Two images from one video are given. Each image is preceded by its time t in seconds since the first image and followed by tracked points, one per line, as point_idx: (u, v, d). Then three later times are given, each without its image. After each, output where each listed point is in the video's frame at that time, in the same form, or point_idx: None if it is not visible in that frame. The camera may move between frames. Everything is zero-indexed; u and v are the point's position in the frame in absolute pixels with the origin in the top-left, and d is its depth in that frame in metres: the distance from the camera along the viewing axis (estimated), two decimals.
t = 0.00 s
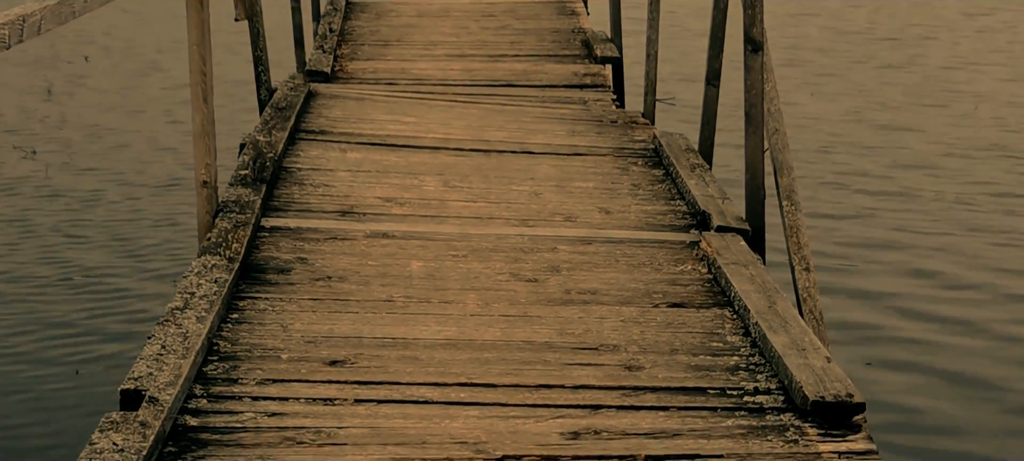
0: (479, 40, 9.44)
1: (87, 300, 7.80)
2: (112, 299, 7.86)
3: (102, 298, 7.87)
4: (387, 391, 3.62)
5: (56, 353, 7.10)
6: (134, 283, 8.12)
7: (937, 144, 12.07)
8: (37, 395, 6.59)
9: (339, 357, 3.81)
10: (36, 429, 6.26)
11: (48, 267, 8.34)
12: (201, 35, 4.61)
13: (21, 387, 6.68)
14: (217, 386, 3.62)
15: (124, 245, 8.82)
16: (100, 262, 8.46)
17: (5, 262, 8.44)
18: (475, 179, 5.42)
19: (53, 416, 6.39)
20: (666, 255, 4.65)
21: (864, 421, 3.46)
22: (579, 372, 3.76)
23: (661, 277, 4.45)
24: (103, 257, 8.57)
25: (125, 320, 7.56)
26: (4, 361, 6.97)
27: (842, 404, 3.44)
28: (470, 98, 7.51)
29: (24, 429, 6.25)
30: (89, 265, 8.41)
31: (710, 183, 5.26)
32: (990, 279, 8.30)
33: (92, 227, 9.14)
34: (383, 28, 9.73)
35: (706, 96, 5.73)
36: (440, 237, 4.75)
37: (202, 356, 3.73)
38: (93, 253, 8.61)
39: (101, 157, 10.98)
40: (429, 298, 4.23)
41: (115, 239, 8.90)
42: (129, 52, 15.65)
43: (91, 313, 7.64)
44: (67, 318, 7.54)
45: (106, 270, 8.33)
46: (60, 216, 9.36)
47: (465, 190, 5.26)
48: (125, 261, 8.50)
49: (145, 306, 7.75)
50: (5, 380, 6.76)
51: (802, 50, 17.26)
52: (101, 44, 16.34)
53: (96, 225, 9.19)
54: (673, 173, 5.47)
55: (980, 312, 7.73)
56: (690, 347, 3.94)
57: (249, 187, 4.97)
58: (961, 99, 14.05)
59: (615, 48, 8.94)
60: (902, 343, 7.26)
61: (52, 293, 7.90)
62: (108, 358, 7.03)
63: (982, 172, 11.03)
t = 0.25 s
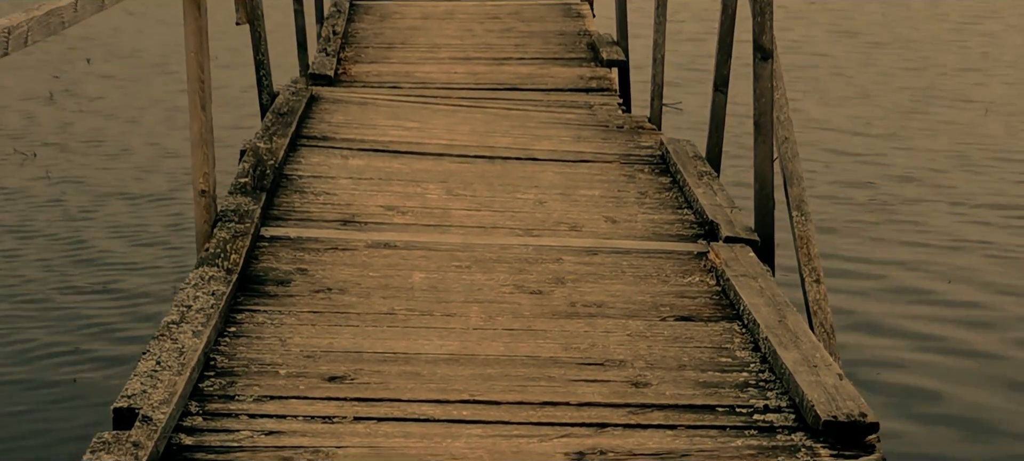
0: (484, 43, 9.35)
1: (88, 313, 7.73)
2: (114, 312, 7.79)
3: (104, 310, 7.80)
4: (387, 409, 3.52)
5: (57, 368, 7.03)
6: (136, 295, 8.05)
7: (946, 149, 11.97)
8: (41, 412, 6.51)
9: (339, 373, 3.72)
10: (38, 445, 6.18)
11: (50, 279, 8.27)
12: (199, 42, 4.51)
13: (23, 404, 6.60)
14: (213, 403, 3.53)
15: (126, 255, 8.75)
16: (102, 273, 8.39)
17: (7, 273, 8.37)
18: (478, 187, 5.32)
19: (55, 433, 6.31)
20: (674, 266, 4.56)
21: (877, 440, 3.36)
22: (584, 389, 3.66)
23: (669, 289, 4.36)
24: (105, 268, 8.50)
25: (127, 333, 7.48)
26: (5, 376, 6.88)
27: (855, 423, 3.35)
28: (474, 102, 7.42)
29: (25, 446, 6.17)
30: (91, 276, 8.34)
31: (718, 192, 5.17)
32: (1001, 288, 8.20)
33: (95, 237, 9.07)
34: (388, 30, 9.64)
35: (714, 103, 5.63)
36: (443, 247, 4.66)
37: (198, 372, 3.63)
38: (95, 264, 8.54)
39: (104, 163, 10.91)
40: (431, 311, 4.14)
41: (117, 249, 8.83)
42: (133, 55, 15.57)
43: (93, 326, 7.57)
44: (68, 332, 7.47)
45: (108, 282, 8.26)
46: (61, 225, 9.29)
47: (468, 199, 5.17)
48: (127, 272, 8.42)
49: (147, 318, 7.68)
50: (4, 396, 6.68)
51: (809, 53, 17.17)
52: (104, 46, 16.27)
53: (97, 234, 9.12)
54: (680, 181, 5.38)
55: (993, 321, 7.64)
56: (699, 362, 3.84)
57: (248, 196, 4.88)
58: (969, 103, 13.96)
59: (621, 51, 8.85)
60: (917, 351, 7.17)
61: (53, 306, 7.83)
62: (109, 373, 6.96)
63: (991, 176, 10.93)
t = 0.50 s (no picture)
0: (490, 46, 9.25)
1: (90, 325, 7.64)
2: (115, 323, 7.70)
3: (105, 321, 7.72)
4: (388, 429, 3.42)
5: (57, 381, 6.94)
6: (138, 305, 7.96)
7: (955, 156, 11.87)
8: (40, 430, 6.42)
9: (338, 390, 3.62)
10: None
11: (51, 288, 8.18)
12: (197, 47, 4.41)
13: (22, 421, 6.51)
14: (209, 422, 3.43)
15: (128, 265, 8.67)
16: (103, 284, 8.30)
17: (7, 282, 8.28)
18: (483, 195, 5.22)
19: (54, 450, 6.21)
20: (682, 278, 4.45)
21: None
22: (591, 407, 3.56)
23: (677, 302, 4.26)
24: (107, 278, 8.41)
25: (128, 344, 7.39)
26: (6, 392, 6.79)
27: (869, 444, 3.24)
28: (480, 107, 7.32)
29: None
30: (92, 286, 8.25)
31: (727, 200, 5.07)
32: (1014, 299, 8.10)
33: (97, 246, 8.99)
34: (393, 33, 9.54)
35: (723, 109, 5.52)
36: (447, 258, 4.56)
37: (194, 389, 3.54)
38: (97, 274, 8.45)
39: (108, 169, 10.82)
40: (434, 326, 4.04)
41: (120, 259, 8.74)
42: (137, 59, 15.48)
43: (94, 337, 7.48)
44: (69, 344, 7.38)
45: (110, 292, 8.17)
46: (63, 234, 9.20)
47: (472, 208, 5.06)
48: (129, 282, 8.34)
49: (148, 330, 7.59)
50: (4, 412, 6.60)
51: (818, 58, 17.07)
52: (109, 49, 16.19)
53: (99, 244, 9.03)
54: (689, 189, 5.28)
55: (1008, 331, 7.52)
56: (708, 379, 3.74)
57: (248, 205, 4.78)
58: (980, 108, 13.84)
59: (628, 54, 8.75)
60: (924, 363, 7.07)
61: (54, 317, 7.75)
62: (110, 385, 6.87)
63: (1003, 184, 10.82)
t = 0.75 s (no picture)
0: (498, 48, 9.15)
1: (94, 339, 7.56)
2: (120, 336, 7.63)
3: (110, 335, 7.64)
4: (390, 448, 3.32)
5: (62, 397, 6.87)
6: (142, 317, 7.87)
7: (967, 161, 11.77)
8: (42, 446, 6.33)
9: (339, 408, 3.51)
10: None
11: (55, 300, 8.10)
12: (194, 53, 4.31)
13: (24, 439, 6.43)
14: (206, 441, 3.33)
15: (133, 275, 8.59)
16: (107, 295, 8.22)
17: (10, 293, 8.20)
18: (489, 203, 5.12)
19: None
20: (693, 289, 4.35)
21: None
22: (599, 425, 3.46)
23: (688, 314, 4.15)
24: (111, 289, 8.33)
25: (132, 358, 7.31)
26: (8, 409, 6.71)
27: None
28: (487, 111, 7.21)
29: None
30: (96, 298, 8.17)
31: (738, 208, 4.96)
32: None
33: (102, 255, 8.91)
34: (399, 35, 9.44)
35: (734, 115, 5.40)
36: (452, 269, 4.45)
37: (191, 407, 3.44)
38: (101, 285, 8.37)
39: (114, 175, 10.74)
40: (438, 339, 3.93)
41: (125, 269, 8.67)
42: (144, 62, 15.40)
43: (98, 351, 7.40)
44: (72, 358, 7.30)
45: (114, 304, 8.09)
46: (68, 242, 9.12)
47: (478, 216, 4.96)
48: (134, 293, 8.26)
49: (152, 342, 7.51)
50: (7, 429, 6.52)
51: (828, 61, 16.96)
52: (117, 51, 16.11)
53: (104, 253, 8.95)
54: (699, 197, 5.17)
55: None
56: (720, 395, 3.63)
57: (249, 214, 4.68)
58: (993, 112, 13.72)
59: (637, 56, 8.65)
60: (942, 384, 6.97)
61: (58, 331, 7.67)
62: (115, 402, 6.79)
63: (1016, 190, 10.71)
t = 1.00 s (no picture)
0: (507, 49, 9.03)
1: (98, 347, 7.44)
2: (124, 344, 7.51)
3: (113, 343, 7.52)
4: None
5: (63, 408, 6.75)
6: (145, 324, 7.76)
7: (982, 164, 11.64)
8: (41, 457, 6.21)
9: (339, 430, 3.39)
10: None
11: (57, 307, 7.99)
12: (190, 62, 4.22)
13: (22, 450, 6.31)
14: None
15: (137, 281, 8.47)
16: (111, 302, 8.10)
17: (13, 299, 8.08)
18: (496, 212, 5.00)
19: None
20: (705, 303, 4.23)
21: None
22: (609, 448, 3.33)
23: (700, 329, 4.03)
24: (116, 295, 8.21)
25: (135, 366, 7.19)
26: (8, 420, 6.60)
27: None
28: (496, 114, 7.09)
29: None
30: (99, 306, 8.05)
31: (751, 217, 4.84)
32: None
33: (106, 261, 8.79)
34: (408, 36, 9.31)
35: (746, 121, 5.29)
36: (458, 281, 4.33)
37: (184, 430, 3.32)
38: (107, 292, 8.26)
39: (122, 178, 10.63)
40: (442, 357, 3.81)
41: (130, 275, 8.54)
42: (152, 62, 15.29)
43: (100, 359, 7.29)
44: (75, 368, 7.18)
45: (119, 311, 7.97)
46: (73, 247, 9.00)
47: (485, 226, 4.83)
48: (137, 300, 8.14)
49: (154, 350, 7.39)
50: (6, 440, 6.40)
51: (842, 61, 16.81)
52: (124, 52, 16.00)
53: (109, 259, 8.83)
54: (711, 205, 5.04)
55: None
56: (733, 416, 3.51)
57: (248, 225, 4.56)
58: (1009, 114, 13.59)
59: (649, 57, 8.52)
60: (962, 392, 6.83)
61: (60, 339, 7.55)
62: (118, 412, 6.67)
63: None
